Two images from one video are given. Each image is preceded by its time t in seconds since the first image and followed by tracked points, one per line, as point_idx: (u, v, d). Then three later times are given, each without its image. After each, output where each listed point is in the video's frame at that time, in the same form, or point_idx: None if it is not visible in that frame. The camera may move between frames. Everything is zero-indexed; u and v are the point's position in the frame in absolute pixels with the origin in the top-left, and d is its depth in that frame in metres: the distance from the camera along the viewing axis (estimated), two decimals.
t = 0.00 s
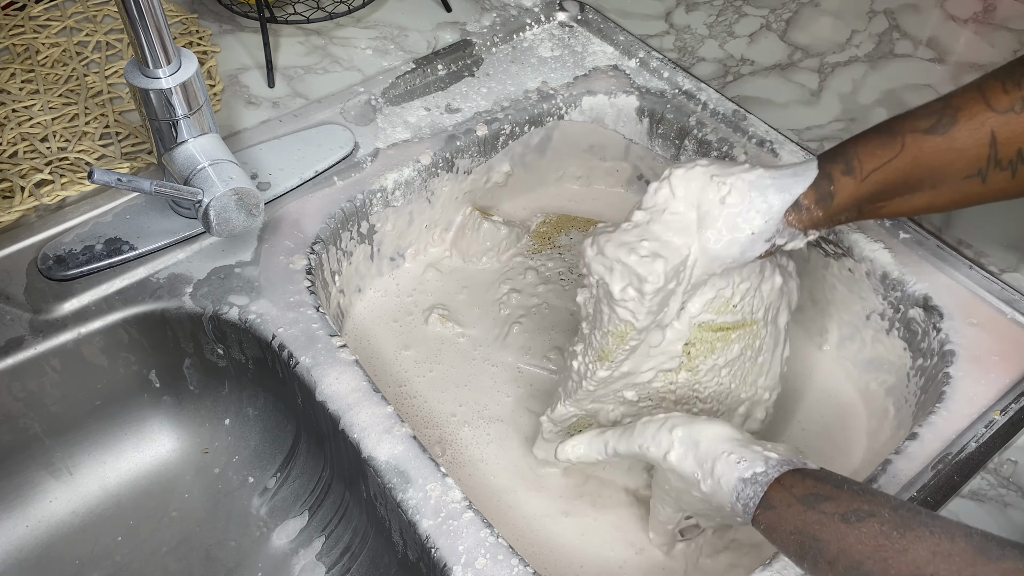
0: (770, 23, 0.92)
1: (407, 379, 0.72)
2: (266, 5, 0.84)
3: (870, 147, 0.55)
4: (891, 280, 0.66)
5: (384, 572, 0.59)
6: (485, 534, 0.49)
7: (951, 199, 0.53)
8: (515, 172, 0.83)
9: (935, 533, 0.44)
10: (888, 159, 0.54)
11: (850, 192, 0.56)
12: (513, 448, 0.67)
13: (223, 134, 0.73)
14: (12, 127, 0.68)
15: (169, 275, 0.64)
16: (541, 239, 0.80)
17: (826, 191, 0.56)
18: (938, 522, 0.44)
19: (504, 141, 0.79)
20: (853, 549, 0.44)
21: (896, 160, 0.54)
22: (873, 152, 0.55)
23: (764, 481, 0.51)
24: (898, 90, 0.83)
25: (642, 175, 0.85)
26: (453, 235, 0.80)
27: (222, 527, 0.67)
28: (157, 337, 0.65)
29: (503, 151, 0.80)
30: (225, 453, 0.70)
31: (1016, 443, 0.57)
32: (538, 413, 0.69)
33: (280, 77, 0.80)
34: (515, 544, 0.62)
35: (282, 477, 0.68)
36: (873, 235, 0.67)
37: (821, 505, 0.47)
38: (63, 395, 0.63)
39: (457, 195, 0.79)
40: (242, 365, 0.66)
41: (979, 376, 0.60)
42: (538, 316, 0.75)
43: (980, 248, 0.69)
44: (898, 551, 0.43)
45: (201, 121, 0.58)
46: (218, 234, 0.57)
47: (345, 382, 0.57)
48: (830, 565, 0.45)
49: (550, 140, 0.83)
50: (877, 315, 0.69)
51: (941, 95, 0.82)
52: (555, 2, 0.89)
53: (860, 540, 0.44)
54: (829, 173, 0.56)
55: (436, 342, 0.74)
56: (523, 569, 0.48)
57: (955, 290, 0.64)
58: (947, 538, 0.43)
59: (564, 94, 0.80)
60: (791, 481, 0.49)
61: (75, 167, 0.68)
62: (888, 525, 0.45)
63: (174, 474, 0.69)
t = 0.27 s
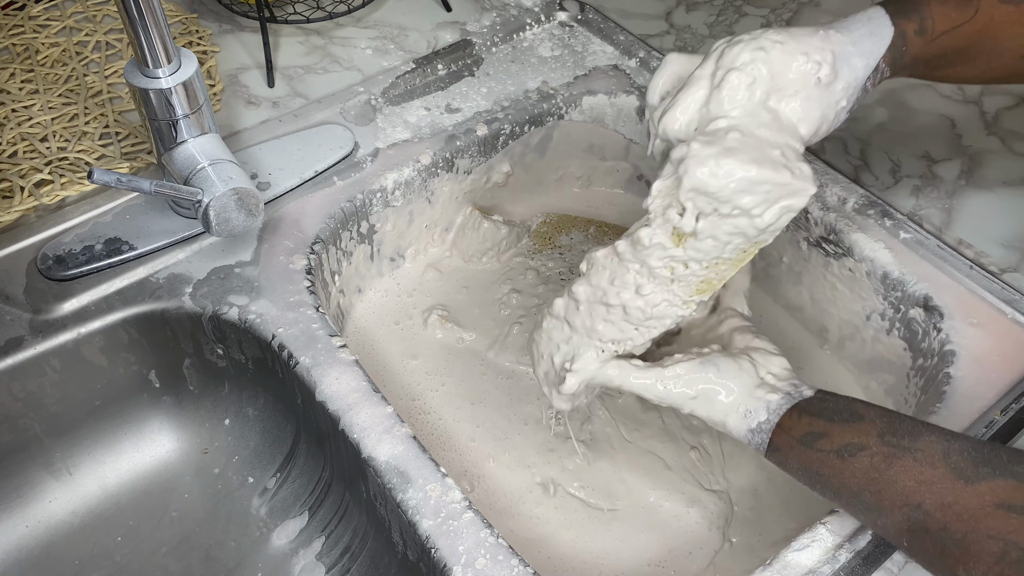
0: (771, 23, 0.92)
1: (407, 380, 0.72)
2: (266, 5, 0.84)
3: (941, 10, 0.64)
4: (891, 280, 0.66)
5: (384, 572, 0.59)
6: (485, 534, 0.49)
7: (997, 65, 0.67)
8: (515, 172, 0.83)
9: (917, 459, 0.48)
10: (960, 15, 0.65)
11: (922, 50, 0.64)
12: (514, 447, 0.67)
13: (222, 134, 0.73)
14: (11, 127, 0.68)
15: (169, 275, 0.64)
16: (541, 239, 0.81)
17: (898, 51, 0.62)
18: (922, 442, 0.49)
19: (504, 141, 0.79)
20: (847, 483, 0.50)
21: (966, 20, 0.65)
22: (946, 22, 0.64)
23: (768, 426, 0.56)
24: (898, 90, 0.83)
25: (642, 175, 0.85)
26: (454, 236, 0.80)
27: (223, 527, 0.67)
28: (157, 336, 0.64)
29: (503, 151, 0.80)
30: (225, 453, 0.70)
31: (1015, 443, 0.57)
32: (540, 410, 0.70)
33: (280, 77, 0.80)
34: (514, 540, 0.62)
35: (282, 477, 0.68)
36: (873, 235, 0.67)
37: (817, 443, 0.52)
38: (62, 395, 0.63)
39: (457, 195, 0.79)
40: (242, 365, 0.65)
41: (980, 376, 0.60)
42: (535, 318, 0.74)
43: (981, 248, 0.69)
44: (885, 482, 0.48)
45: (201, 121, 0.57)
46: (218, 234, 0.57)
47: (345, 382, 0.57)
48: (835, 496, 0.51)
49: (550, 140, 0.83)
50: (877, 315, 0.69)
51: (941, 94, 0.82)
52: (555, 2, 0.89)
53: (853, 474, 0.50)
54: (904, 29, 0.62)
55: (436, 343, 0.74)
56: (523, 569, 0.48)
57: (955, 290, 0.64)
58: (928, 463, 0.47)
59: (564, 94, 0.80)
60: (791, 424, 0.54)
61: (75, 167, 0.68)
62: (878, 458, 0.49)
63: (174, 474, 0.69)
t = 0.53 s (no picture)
0: (771, 23, 0.92)
1: (407, 380, 0.71)
2: (266, 6, 0.84)
3: (975, 57, 0.68)
4: (891, 280, 0.66)
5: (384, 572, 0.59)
6: (485, 535, 0.49)
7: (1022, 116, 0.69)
8: (515, 172, 0.83)
9: (859, 395, 0.53)
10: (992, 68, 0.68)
11: (949, 99, 0.69)
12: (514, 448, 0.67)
13: (222, 134, 0.73)
14: (11, 127, 0.68)
15: (169, 275, 0.64)
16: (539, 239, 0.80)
17: (927, 95, 0.68)
18: (861, 378, 0.53)
19: (504, 141, 0.79)
20: (792, 418, 0.55)
21: (996, 67, 0.67)
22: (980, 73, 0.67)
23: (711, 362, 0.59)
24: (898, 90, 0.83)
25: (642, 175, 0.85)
26: (454, 236, 0.81)
27: (223, 527, 0.67)
28: (157, 337, 0.64)
29: (503, 151, 0.80)
30: (225, 453, 0.70)
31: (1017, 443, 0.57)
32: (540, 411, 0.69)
33: (280, 77, 0.80)
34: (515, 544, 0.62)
35: (282, 477, 0.68)
36: (873, 235, 0.67)
37: (760, 380, 0.56)
38: (62, 395, 0.63)
39: (457, 195, 0.79)
40: (242, 365, 0.65)
41: (980, 377, 0.60)
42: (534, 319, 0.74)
43: (981, 248, 0.68)
44: (829, 417, 0.53)
45: (201, 121, 0.57)
46: (218, 233, 0.56)
47: (345, 383, 0.57)
48: (780, 429, 0.56)
49: (550, 140, 0.83)
50: (877, 316, 0.69)
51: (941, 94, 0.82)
52: (555, 2, 0.89)
53: (797, 410, 0.54)
54: (933, 76, 0.68)
55: (437, 343, 0.74)
56: (523, 569, 0.48)
57: (955, 290, 0.64)
58: (868, 398, 0.52)
59: (564, 94, 0.80)
60: (733, 360, 0.58)
61: (75, 167, 0.68)
62: (819, 394, 0.54)
63: (174, 474, 0.69)
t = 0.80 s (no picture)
0: (771, 23, 0.92)
1: (407, 380, 0.72)
2: (266, 5, 0.84)
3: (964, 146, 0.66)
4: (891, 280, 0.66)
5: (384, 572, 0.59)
6: (485, 534, 0.49)
7: None
8: (515, 172, 0.83)
9: (841, 365, 0.51)
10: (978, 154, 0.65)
11: (938, 177, 0.66)
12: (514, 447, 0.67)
13: (223, 134, 0.73)
14: (11, 127, 0.68)
15: (169, 275, 0.64)
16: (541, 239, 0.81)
17: (915, 171, 0.67)
18: (842, 349, 0.52)
19: (504, 141, 0.79)
20: (773, 389, 0.53)
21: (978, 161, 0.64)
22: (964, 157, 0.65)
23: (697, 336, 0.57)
24: (898, 90, 0.83)
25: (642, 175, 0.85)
26: (454, 237, 0.81)
27: (222, 527, 0.67)
28: (157, 336, 0.64)
29: (503, 151, 0.80)
30: (225, 453, 0.70)
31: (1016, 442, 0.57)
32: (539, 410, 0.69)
33: (280, 77, 0.80)
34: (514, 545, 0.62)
35: (282, 477, 0.68)
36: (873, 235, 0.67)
37: (742, 351, 0.55)
38: (62, 396, 0.63)
39: (457, 195, 0.79)
40: (242, 365, 0.65)
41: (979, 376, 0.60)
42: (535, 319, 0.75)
43: (981, 248, 0.68)
44: (810, 387, 0.52)
45: (201, 121, 0.57)
46: (218, 233, 0.56)
47: (344, 382, 0.57)
48: (758, 400, 0.54)
49: (549, 140, 0.83)
50: (877, 316, 0.69)
51: (941, 94, 0.82)
52: (555, 2, 0.89)
53: (778, 380, 0.53)
54: (924, 159, 0.67)
55: (436, 343, 0.74)
56: (523, 569, 0.48)
57: (954, 290, 0.64)
58: (851, 368, 0.51)
59: (564, 94, 0.80)
60: (717, 333, 0.56)
61: (75, 167, 0.68)
62: (801, 364, 0.53)
63: (173, 474, 0.69)
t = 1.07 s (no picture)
0: (771, 23, 0.92)
1: (408, 380, 0.72)
2: (266, 5, 0.84)
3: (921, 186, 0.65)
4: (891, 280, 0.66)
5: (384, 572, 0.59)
6: (485, 534, 0.49)
7: (979, 235, 0.60)
8: (515, 173, 0.83)
9: (856, 369, 0.52)
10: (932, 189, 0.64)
11: (891, 208, 0.64)
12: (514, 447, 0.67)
13: (223, 134, 0.73)
14: (11, 127, 0.68)
15: (169, 275, 0.64)
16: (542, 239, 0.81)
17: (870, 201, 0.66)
18: (859, 353, 0.52)
19: (504, 141, 0.79)
20: (788, 393, 0.53)
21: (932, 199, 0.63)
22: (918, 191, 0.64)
23: (708, 339, 0.56)
24: (898, 89, 0.83)
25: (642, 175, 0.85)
26: (454, 237, 0.80)
27: (222, 527, 0.67)
28: (157, 336, 0.64)
29: (503, 151, 0.80)
30: (225, 453, 0.70)
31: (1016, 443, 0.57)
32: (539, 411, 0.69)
33: (280, 77, 0.80)
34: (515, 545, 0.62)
35: (282, 477, 0.68)
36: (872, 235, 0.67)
37: (757, 356, 0.55)
38: (62, 396, 0.63)
39: (457, 195, 0.79)
40: (243, 365, 0.65)
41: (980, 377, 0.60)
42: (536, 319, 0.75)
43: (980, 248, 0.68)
44: (825, 391, 0.52)
45: (201, 121, 0.57)
46: (218, 234, 0.56)
47: (344, 382, 0.57)
48: (773, 405, 0.54)
49: (549, 140, 0.83)
50: (877, 315, 0.69)
51: (941, 95, 0.82)
52: (555, 2, 0.89)
53: (793, 385, 0.53)
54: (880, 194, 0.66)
55: (436, 344, 0.74)
56: (523, 569, 0.48)
57: (955, 290, 0.64)
58: (866, 372, 0.51)
59: (564, 94, 0.80)
60: (731, 336, 0.56)
61: (75, 167, 0.68)
62: (817, 368, 0.53)
63: (174, 474, 0.69)
